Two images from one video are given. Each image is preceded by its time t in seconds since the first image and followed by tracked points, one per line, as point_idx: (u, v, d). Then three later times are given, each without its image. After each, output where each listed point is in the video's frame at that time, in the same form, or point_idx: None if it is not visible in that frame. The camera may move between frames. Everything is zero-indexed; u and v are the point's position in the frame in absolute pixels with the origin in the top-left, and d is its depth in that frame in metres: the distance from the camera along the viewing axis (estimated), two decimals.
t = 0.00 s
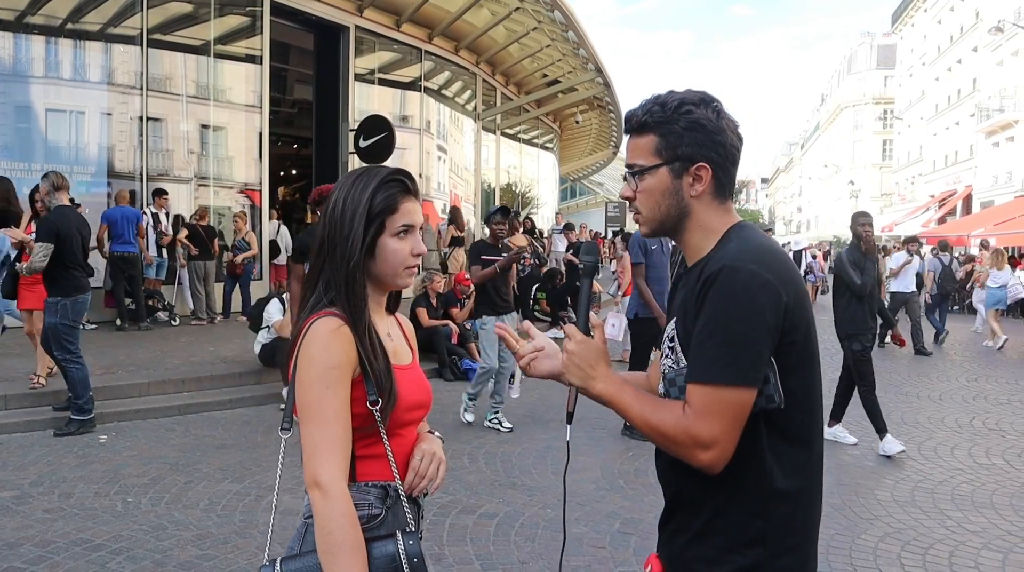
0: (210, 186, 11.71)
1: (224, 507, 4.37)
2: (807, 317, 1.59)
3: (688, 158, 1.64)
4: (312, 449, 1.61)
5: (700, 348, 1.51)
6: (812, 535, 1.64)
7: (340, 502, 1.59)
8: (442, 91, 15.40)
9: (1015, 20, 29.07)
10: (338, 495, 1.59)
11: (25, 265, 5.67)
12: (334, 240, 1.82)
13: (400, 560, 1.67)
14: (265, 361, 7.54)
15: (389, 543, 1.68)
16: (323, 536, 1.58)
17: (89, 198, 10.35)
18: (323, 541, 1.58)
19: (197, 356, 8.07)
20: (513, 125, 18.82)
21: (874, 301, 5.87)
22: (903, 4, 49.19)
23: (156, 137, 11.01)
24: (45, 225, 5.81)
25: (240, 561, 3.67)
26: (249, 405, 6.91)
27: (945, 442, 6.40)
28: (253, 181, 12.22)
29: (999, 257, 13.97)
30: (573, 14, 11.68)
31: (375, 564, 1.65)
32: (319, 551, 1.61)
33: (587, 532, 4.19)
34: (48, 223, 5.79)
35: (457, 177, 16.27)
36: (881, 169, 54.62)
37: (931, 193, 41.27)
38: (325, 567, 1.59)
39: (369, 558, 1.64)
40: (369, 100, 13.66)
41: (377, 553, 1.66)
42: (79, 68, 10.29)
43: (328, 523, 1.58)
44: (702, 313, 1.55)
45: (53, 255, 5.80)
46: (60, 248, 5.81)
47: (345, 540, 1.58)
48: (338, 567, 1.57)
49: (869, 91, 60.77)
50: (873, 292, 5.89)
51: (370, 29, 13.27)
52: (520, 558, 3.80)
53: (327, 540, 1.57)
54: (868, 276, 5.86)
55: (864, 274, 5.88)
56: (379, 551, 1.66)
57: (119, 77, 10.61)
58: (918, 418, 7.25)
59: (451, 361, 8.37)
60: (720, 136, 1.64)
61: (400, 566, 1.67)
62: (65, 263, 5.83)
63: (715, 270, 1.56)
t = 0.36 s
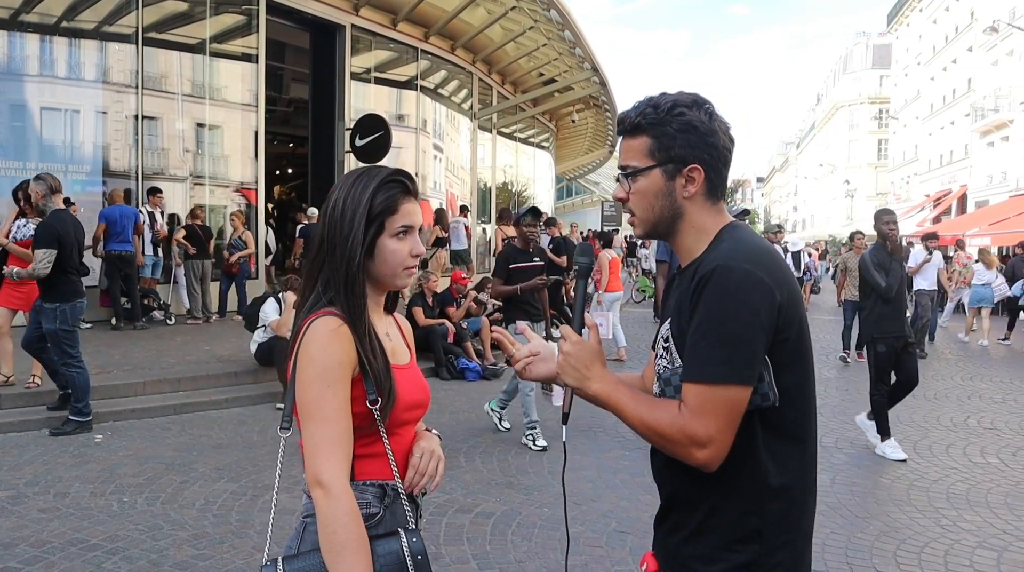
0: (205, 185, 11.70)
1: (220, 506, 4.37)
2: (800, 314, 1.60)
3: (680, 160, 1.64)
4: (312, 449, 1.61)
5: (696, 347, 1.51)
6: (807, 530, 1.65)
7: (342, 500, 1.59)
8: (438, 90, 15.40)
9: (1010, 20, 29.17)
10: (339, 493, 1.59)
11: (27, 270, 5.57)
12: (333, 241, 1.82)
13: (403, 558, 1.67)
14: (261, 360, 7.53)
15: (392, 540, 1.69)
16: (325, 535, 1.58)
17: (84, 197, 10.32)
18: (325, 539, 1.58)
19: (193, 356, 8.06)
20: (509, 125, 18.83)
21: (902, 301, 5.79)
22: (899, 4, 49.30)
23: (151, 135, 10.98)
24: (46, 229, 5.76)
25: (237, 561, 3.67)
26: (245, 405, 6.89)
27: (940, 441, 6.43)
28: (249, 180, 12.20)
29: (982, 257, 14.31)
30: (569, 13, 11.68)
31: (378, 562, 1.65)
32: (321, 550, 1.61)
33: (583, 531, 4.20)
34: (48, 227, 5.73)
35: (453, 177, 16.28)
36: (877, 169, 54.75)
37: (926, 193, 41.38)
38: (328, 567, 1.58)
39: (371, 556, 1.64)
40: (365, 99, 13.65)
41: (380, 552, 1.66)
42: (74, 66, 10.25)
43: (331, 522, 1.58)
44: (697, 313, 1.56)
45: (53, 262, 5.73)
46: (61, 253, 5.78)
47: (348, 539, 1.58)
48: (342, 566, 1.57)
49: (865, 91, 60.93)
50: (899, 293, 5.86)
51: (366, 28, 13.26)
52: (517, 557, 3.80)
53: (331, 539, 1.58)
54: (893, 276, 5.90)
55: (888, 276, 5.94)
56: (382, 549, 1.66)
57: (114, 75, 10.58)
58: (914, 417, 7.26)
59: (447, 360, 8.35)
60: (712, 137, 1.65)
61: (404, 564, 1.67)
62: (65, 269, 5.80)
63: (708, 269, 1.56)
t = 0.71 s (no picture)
0: (202, 183, 11.69)
1: (216, 504, 4.37)
2: (790, 311, 1.60)
3: (670, 157, 1.65)
4: (307, 445, 1.62)
5: (685, 344, 1.52)
6: (800, 527, 1.66)
7: (337, 496, 1.60)
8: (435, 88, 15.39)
9: (1007, 20, 29.22)
10: (334, 489, 1.60)
11: (33, 269, 5.51)
12: (327, 238, 1.83)
13: (399, 553, 1.68)
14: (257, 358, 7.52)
15: (387, 535, 1.70)
16: (320, 530, 1.59)
17: (80, 194, 10.30)
18: (320, 535, 1.59)
19: (189, 353, 8.05)
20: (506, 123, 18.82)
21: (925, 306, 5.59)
22: (896, 4, 49.36)
23: (147, 133, 10.96)
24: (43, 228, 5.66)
25: (233, 558, 3.67)
26: (241, 403, 6.89)
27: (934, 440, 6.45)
28: (245, 177, 12.19)
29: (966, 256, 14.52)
30: (566, 12, 11.68)
31: (373, 558, 1.66)
32: (316, 545, 1.62)
33: (578, 529, 4.21)
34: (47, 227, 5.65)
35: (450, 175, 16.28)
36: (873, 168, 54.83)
37: (923, 192, 41.46)
38: (323, 562, 1.59)
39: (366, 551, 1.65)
40: (362, 97, 13.63)
41: (375, 547, 1.66)
42: (71, 64, 10.26)
43: (326, 517, 1.58)
44: (687, 310, 1.56)
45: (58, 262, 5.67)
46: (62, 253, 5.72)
47: (343, 534, 1.59)
48: (337, 562, 1.57)
49: (862, 91, 61.02)
50: (922, 296, 5.65)
51: (363, 26, 13.24)
52: (512, 556, 3.81)
53: (325, 534, 1.58)
54: (917, 279, 5.66)
55: (913, 278, 5.69)
56: (377, 544, 1.67)
57: (110, 73, 10.56)
58: (908, 416, 7.29)
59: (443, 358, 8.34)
60: (703, 135, 1.66)
61: (399, 559, 1.68)
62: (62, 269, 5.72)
63: (698, 266, 1.57)
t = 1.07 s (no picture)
0: (194, 179, 11.65)
1: (209, 500, 4.36)
2: (775, 307, 1.60)
3: (658, 149, 1.65)
4: (299, 439, 1.62)
5: (667, 339, 1.52)
6: (788, 522, 1.67)
7: (331, 488, 1.60)
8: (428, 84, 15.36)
9: (999, 16, 29.31)
10: (328, 482, 1.60)
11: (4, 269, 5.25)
12: (316, 231, 1.82)
13: (393, 546, 1.67)
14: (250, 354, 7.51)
15: (380, 527, 1.69)
16: (313, 523, 1.59)
17: (72, 190, 10.27)
18: (314, 526, 1.59)
19: (182, 350, 8.03)
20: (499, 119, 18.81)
21: (951, 301, 5.26)
22: None
23: (139, 129, 10.91)
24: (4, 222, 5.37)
25: (226, 554, 3.67)
26: (234, 399, 6.88)
27: (926, 434, 6.48)
28: (238, 174, 12.16)
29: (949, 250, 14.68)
30: (559, 7, 11.68)
31: (367, 551, 1.65)
32: (309, 537, 1.62)
33: (572, 523, 4.23)
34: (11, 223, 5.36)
35: (443, 171, 16.26)
36: (867, 164, 54.98)
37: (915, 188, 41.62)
38: (318, 555, 1.59)
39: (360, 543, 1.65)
40: (354, 92, 13.60)
41: (369, 538, 1.66)
42: (61, 59, 10.16)
43: (319, 509, 1.58)
44: (670, 305, 1.57)
45: (27, 261, 5.45)
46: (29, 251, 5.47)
47: (336, 527, 1.59)
48: (330, 554, 1.57)
49: (855, 87, 61.18)
50: (949, 289, 5.31)
51: (356, 21, 13.20)
52: (506, 551, 3.82)
53: (319, 526, 1.58)
54: (944, 273, 5.27)
55: (939, 272, 5.30)
56: (371, 536, 1.67)
57: (101, 68, 10.49)
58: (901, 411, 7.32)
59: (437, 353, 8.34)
60: (690, 126, 1.66)
61: (393, 552, 1.67)
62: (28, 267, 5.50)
63: (682, 261, 1.57)
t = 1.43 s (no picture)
0: (184, 172, 11.58)
1: (199, 496, 4.35)
2: (755, 306, 1.61)
3: (640, 146, 1.65)
4: (285, 436, 1.62)
5: (645, 339, 1.53)
6: (771, 520, 1.67)
7: (316, 485, 1.60)
8: (420, 77, 15.31)
9: (988, 10, 29.39)
10: (313, 479, 1.60)
11: None
12: (301, 229, 1.82)
13: (377, 543, 1.67)
14: (240, 349, 7.49)
15: (365, 524, 1.69)
16: (298, 520, 1.59)
17: (60, 183, 10.21)
18: (299, 524, 1.59)
19: (173, 345, 8.00)
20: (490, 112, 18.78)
21: (969, 302, 4.99)
22: None
23: (129, 122, 10.83)
24: None
25: (217, 550, 3.66)
26: (225, 394, 6.86)
27: (916, 427, 6.53)
28: (228, 167, 12.10)
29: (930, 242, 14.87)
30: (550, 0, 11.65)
31: (352, 548, 1.65)
32: (293, 535, 1.62)
33: (563, 518, 4.24)
34: None
35: (434, 164, 16.23)
36: (857, 158, 55.13)
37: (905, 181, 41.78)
38: (301, 553, 1.59)
39: (345, 541, 1.65)
40: (345, 86, 13.54)
41: (354, 536, 1.67)
42: (49, 51, 10.07)
43: (304, 506, 1.58)
44: (649, 304, 1.57)
45: None
46: None
47: (321, 523, 1.59)
48: (314, 550, 1.57)
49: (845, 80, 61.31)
50: (966, 287, 5.02)
51: (347, 14, 13.14)
52: (498, 546, 3.83)
53: (303, 523, 1.58)
54: (961, 272, 5.01)
55: (955, 272, 5.04)
56: (355, 533, 1.67)
57: (90, 61, 10.40)
58: (890, 404, 7.37)
59: (428, 348, 8.34)
60: (673, 124, 1.66)
61: (378, 548, 1.67)
62: None
63: (661, 260, 1.58)
